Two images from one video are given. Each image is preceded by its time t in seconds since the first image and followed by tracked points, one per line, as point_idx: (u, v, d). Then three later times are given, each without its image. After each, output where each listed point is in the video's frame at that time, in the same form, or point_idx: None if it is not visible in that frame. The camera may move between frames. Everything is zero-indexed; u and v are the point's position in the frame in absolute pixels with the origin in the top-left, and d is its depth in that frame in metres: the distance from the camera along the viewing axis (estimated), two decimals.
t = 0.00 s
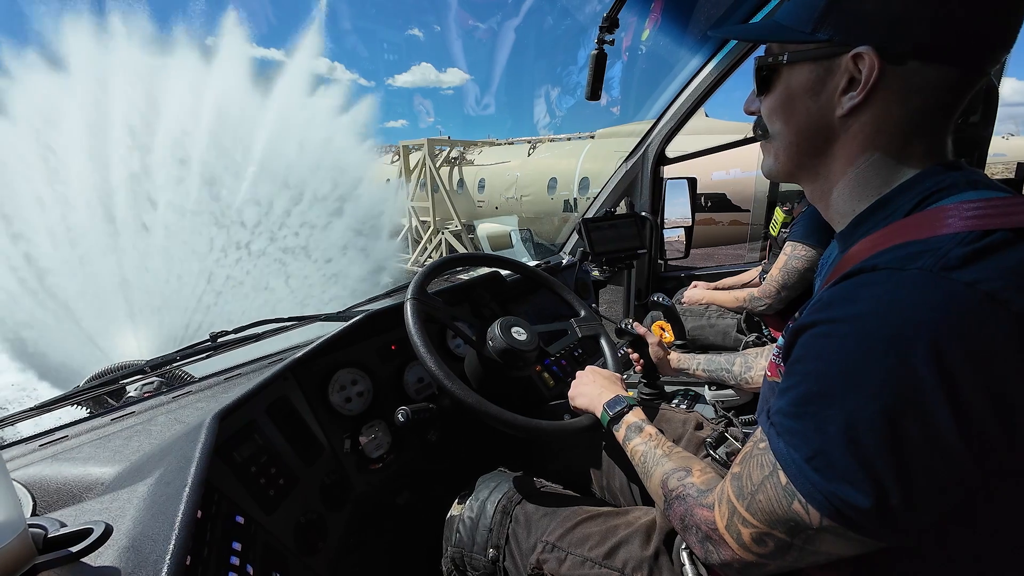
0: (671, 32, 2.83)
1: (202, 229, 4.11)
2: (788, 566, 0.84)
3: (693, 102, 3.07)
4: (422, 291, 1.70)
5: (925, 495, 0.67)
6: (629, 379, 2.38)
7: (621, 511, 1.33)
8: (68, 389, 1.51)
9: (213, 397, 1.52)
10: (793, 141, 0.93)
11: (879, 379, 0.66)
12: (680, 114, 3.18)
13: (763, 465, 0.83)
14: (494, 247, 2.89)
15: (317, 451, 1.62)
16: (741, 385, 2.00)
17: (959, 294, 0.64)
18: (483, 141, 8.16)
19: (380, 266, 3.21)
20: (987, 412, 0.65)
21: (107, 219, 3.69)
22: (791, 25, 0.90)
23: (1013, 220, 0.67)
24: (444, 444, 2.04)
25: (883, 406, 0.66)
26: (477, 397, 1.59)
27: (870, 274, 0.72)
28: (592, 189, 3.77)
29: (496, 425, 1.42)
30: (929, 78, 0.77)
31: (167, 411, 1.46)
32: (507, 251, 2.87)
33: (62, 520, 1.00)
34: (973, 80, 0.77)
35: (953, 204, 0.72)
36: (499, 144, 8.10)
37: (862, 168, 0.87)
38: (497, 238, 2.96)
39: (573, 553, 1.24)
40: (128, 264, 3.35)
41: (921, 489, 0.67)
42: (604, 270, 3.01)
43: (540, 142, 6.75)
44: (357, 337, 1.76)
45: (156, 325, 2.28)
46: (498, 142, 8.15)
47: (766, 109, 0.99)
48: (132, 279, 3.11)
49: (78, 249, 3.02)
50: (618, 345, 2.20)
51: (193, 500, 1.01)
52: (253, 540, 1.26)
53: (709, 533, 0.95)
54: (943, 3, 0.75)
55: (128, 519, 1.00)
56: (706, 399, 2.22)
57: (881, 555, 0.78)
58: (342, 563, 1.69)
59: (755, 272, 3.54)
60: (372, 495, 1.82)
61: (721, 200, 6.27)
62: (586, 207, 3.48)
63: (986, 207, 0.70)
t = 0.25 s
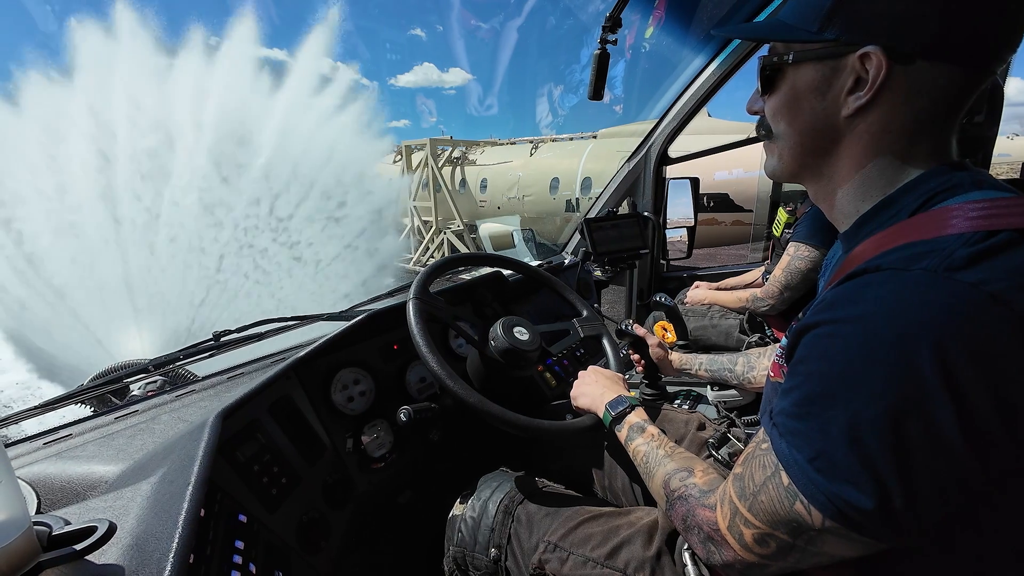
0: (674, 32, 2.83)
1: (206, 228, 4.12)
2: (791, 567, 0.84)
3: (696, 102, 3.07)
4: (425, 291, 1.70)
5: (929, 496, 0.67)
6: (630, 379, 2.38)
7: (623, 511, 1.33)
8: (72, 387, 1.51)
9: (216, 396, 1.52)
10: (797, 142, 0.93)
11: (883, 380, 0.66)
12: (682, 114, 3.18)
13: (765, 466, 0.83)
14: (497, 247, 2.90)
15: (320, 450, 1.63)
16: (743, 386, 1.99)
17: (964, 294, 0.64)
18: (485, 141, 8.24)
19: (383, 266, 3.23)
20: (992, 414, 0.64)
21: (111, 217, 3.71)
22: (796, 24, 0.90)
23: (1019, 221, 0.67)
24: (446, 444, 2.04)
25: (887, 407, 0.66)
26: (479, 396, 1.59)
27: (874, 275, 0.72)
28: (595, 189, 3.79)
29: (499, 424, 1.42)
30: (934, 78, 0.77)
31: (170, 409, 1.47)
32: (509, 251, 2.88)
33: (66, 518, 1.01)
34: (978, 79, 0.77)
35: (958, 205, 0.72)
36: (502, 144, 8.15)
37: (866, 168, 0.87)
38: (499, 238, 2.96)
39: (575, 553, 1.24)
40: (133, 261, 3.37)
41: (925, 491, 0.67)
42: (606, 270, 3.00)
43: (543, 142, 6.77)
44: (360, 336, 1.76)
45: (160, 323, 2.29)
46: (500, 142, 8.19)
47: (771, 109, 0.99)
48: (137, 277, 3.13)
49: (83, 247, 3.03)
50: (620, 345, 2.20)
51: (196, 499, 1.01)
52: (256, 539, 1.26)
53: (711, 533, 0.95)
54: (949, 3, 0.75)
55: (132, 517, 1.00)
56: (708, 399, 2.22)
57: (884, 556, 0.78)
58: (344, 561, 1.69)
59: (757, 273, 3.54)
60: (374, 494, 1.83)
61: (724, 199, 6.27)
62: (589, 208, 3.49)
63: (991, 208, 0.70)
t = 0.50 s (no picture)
0: (676, 32, 2.83)
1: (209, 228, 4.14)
2: (793, 569, 0.84)
3: (698, 102, 3.06)
4: (426, 292, 1.71)
5: (930, 498, 0.67)
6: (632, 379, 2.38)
7: (625, 511, 1.33)
8: (76, 386, 1.52)
9: (219, 396, 1.53)
10: (798, 144, 0.93)
11: (885, 382, 0.66)
12: (684, 115, 3.17)
13: (767, 467, 0.83)
14: (499, 247, 2.90)
15: (322, 449, 1.63)
16: (744, 387, 1.99)
17: (966, 296, 0.64)
18: (487, 141, 8.33)
19: (385, 266, 3.24)
20: (994, 416, 0.65)
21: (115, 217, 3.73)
22: (797, 27, 0.90)
23: (1021, 223, 0.67)
24: (447, 444, 2.04)
25: (889, 408, 0.66)
26: (480, 397, 1.59)
27: (876, 277, 0.72)
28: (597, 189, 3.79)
29: (500, 424, 1.42)
30: (936, 79, 0.77)
31: (174, 408, 1.48)
32: (511, 251, 2.88)
33: (70, 516, 1.01)
34: (981, 81, 0.76)
35: (960, 207, 0.72)
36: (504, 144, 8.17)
37: (867, 169, 0.87)
38: (501, 238, 2.97)
39: (576, 553, 1.24)
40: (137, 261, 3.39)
41: (926, 492, 0.67)
42: (607, 271, 2.99)
43: (545, 141, 6.77)
44: (362, 336, 1.77)
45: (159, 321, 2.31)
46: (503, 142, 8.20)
47: (771, 111, 0.99)
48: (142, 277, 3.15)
49: (87, 247, 3.05)
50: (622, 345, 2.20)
51: (200, 498, 1.02)
52: (258, 538, 1.26)
53: (713, 534, 0.95)
54: (950, 5, 0.74)
55: (136, 516, 1.01)
56: (710, 400, 2.21)
57: (886, 558, 0.78)
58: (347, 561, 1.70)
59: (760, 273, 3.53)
60: (376, 494, 1.83)
61: (726, 199, 6.26)
62: (591, 208, 3.48)
63: (993, 210, 0.70)
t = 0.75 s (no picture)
0: (677, 32, 2.82)
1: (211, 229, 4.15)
2: (793, 569, 0.84)
3: (699, 103, 3.06)
4: (427, 292, 1.71)
5: (931, 498, 0.67)
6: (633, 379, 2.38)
7: (625, 512, 1.33)
8: (78, 385, 1.52)
9: (221, 395, 1.53)
10: (798, 145, 0.93)
11: (886, 382, 0.66)
12: (686, 115, 3.17)
13: (768, 467, 0.83)
14: (500, 247, 2.91)
15: (323, 448, 1.63)
16: (745, 387, 1.99)
17: (967, 296, 0.64)
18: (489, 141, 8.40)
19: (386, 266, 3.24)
20: (995, 416, 0.64)
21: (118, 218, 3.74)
22: (796, 29, 0.90)
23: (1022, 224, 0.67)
24: (448, 444, 2.04)
25: (890, 408, 0.66)
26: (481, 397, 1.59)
27: (877, 277, 0.72)
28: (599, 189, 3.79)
29: (501, 424, 1.42)
30: (936, 79, 0.76)
31: (175, 407, 1.48)
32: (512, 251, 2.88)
33: (72, 515, 1.02)
34: (982, 81, 0.76)
35: (962, 207, 0.72)
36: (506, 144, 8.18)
37: (869, 169, 0.87)
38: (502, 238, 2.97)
39: (577, 553, 1.24)
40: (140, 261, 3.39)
41: (927, 493, 0.67)
42: (609, 271, 2.99)
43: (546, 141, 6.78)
44: (363, 336, 1.77)
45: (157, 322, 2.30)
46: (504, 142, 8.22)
47: (772, 112, 0.99)
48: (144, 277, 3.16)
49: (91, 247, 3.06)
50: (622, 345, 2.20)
51: (201, 496, 1.02)
52: (259, 537, 1.26)
53: (713, 535, 0.95)
54: (951, 5, 0.74)
55: (137, 514, 1.01)
56: (712, 400, 2.21)
57: (887, 558, 0.78)
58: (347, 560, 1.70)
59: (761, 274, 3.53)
60: (377, 493, 1.83)
61: (728, 199, 6.26)
62: (593, 207, 3.45)
63: (995, 210, 0.70)
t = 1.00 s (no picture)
0: (679, 32, 2.82)
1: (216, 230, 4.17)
2: (794, 569, 0.84)
3: (701, 102, 3.06)
4: (428, 292, 1.71)
5: (933, 499, 0.67)
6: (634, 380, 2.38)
7: (626, 512, 1.33)
8: (79, 385, 1.52)
9: (223, 395, 1.53)
10: (800, 144, 0.93)
11: (888, 381, 0.66)
12: (687, 114, 3.17)
13: (769, 467, 0.83)
14: (501, 247, 2.90)
15: (324, 448, 1.63)
16: (747, 387, 1.98)
17: (969, 296, 0.64)
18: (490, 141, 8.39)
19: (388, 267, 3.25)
20: (998, 416, 0.64)
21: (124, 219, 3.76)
22: (799, 29, 0.90)
23: None
24: (449, 443, 2.04)
25: (891, 408, 0.66)
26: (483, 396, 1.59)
27: (879, 276, 0.72)
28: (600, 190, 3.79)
29: (503, 424, 1.42)
30: (939, 78, 0.76)
31: (177, 407, 1.48)
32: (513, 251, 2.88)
33: (74, 514, 1.02)
34: (985, 82, 0.75)
35: (964, 206, 0.72)
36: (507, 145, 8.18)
37: (871, 169, 0.87)
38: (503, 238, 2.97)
39: (577, 553, 1.24)
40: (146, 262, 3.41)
41: (930, 493, 0.67)
42: (610, 270, 2.99)
43: (547, 141, 6.79)
44: (364, 336, 1.77)
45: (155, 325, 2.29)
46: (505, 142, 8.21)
47: (774, 111, 0.99)
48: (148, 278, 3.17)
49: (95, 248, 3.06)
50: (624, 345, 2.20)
51: (202, 495, 1.02)
52: (260, 536, 1.26)
53: (714, 535, 0.95)
54: (953, 4, 0.74)
55: (139, 514, 1.01)
56: (713, 401, 2.21)
57: (888, 558, 0.78)
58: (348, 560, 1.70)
59: (763, 274, 3.52)
60: (377, 493, 1.83)
61: (729, 200, 6.25)
62: (594, 207, 3.45)
63: (998, 209, 0.69)
